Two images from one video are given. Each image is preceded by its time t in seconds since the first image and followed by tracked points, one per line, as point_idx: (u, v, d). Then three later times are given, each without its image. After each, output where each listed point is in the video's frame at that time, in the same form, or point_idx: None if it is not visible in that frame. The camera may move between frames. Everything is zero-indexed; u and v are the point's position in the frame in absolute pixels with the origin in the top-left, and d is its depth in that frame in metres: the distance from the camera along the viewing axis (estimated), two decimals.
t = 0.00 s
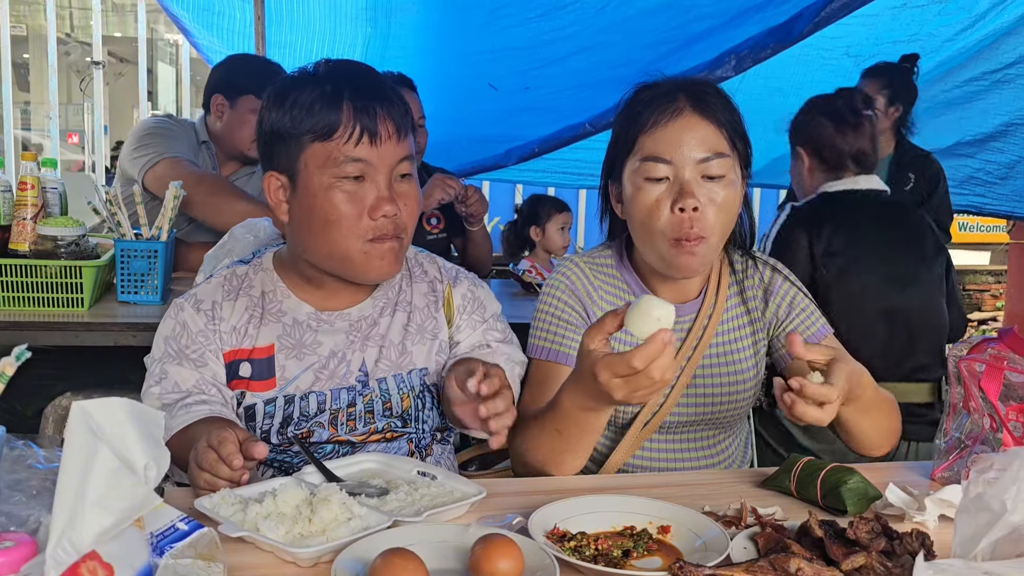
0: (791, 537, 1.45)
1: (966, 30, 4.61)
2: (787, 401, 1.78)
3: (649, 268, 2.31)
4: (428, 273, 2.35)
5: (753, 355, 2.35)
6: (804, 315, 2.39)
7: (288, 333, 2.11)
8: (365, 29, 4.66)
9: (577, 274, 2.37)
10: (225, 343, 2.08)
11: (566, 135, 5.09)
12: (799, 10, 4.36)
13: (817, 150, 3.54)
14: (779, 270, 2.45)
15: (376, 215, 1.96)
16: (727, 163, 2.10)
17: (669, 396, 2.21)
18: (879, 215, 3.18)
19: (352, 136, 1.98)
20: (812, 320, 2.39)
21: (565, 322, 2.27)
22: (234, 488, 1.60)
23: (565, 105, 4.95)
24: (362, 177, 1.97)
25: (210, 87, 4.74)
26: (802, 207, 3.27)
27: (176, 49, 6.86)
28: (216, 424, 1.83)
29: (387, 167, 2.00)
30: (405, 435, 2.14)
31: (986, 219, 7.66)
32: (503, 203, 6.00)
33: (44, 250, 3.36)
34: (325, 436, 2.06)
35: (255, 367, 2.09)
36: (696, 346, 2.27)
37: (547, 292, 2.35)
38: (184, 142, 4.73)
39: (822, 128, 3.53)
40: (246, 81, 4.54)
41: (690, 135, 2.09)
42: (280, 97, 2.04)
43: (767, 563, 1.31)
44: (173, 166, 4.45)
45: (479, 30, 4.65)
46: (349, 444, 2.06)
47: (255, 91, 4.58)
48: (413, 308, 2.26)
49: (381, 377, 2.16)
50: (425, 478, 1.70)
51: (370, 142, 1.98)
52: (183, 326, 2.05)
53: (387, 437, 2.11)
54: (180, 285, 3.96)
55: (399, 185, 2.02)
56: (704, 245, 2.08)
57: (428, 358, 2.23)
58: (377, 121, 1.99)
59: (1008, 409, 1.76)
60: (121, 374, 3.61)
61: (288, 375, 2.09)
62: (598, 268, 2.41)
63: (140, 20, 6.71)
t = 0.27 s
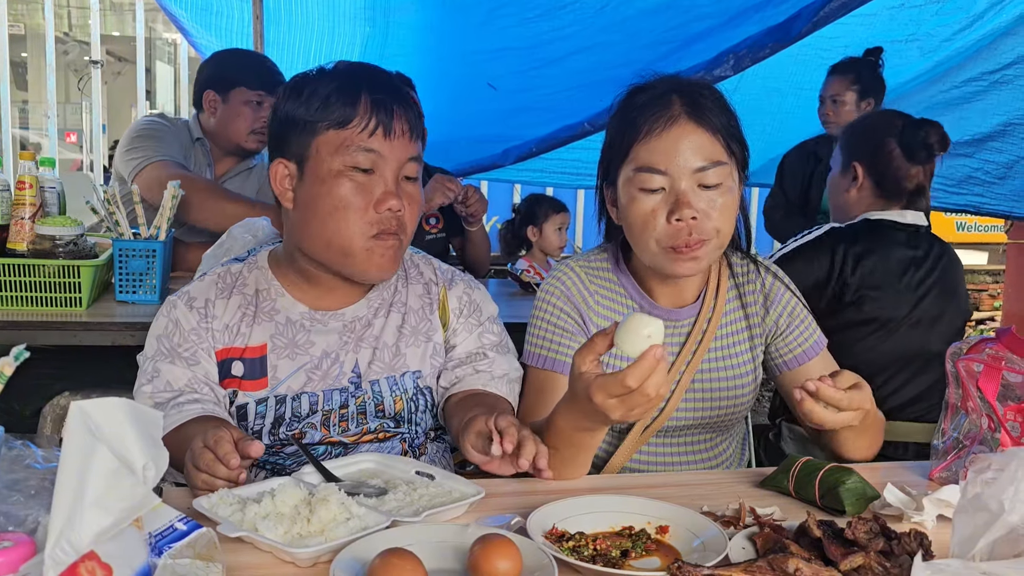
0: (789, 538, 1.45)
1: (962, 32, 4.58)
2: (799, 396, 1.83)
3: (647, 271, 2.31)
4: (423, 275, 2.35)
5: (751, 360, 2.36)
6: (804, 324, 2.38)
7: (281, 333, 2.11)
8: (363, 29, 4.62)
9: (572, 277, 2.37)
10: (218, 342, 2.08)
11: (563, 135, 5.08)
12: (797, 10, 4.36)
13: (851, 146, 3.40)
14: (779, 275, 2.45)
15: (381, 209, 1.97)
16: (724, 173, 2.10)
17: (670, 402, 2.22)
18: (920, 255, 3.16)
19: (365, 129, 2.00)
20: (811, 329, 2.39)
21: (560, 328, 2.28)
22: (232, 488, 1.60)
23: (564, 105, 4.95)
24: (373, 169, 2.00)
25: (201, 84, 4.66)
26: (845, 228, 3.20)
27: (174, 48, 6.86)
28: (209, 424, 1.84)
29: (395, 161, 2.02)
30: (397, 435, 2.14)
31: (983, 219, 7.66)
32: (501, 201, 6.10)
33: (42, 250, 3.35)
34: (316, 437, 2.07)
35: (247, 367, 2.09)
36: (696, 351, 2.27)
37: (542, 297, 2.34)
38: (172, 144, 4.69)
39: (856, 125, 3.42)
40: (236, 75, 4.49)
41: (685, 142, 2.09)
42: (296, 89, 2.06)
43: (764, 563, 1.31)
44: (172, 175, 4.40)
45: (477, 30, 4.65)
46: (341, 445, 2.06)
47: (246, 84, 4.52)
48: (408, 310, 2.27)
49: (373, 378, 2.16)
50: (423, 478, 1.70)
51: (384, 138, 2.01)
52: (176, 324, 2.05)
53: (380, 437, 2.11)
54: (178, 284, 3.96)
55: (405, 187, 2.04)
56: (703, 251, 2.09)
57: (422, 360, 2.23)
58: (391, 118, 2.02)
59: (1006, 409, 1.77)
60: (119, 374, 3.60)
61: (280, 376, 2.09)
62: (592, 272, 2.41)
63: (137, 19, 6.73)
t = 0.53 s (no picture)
0: (788, 537, 1.45)
1: (958, 33, 4.58)
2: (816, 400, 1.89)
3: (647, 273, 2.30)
4: (424, 273, 2.35)
5: (753, 363, 2.36)
6: (807, 332, 2.37)
7: (278, 333, 2.11)
8: (362, 28, 4.55)
9: (572, 277, 2.38)
10: (214, 340, 2.08)
11: (562, 134, 5.08)
12: (795, 10, 4.38)
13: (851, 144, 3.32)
14: (784, 281, 2.44)
15: (391, 214, 1.97)
16: (728, 179, 2.10)
17: (670, 403, 2.22)
18: (919, 259, 3.13)
19: (386, 133, 2.01)
20: (814, 336, 2.38)
21: (559, 327, 2.28)
22: (230, 486, 1.59)
23: (563, 104, 4.96)
24: (388, 173, 1.99)
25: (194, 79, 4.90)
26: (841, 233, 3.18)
27: (172, 48, 6.93)
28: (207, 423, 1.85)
29: (410, 167, 2.02)
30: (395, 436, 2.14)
31: (981, 220, 7.68)
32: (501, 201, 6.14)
33: (40, 248, 3.35)
34: (313, 437, 2.07)
35: (244, 367, 2.09)
36: (696, 354, 2.28)
37: (543, 296, 2.34)
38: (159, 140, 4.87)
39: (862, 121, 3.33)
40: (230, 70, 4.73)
41: (691, 147, 2.09)
42: (321, 83, 2.06)
43: (763, 562, 1.31)
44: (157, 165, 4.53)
45: (475, 30, 4.64)
46: (337, 447, 2.06)
47: (237, 78, 4.76)
48: (407, 309, 2.26)
49: (371, 379, 2.16)
50: (421, 478, 1.69)
51: (403, 144, 2.02)
52: (172, 322, 2.05)
53: (378, 439, 2.11)
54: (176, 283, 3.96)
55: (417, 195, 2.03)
56: (703, 258, 2.09)
57: (421, 360, 2.22)
58: (410, 126, 2.03)
59: (1004, 409, 1.78)
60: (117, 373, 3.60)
61: (278, 376, 2.09)
62: (593, 272, 2.41)
63: (137, 17, 6.79)
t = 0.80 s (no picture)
0: (786, 539, 1.45)
1: (956, 34, 4.57)
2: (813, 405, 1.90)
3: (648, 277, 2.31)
4: (426, 273, 2.36)
5: (752, 366, 2.36)
6: (805, 334, 2.38)
7: (279, 336, 2.11)
8: (361, 30, 4.55)
9: (571, 277, 2.38)
10: (212, 342, 2.08)
11: (561, 136, 5.09)
12: (793, 12, 4.37)
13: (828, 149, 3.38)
14: (783, 283, 2.44)
15: (395, 222, 1.96)
16: (734, 189, 2.10)
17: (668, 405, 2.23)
18: (881, 254, 3.17)
19: (393, 139, 1.99)
20: (812, 339, 2.39)
21: (558, 328, 2.29)
22: (229, 487, 1.59)
23: (561, 105, 4.96)
24: (392, 180, 1.98)
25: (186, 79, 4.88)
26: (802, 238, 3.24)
27: (169, 48, 6.95)
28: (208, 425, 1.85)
29: (413, 176, 2.01)
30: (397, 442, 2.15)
31: (978, 222, 7.69)
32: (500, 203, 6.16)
33: (39, 249, 3.35)
34: (313, 440, 2.07)
35: (244, 370, 2.08)
36: (695, 356, 2.28)
37: (541, 296, 2.35)
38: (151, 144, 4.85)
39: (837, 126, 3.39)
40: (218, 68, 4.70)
41: (698, 155, 2.09)
42: (327, 86, 2.06)
43: (761, 564, 1.31)
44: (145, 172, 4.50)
45: (472, 32, 4.64)
46: (337, 453, 2.05)
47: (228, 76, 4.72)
48: (409, 311, 2.26)
49: (374, 382, 2.16)
50: (420, 479, 1.69)
51: (411, 152, 2.01)
52: (170, 322, 2.04)
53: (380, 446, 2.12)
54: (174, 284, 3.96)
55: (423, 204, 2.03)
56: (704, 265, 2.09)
57: (424, 362, 2.23)
58: (417, 131, 2.02)
59: (1001, 411, 1.78)
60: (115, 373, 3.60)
61: (279, 379, 2.10)
62: (593, 273, 2.41)
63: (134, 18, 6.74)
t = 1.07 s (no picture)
0: (785, 540, 1.45)
1: (954, 37, 4.58)
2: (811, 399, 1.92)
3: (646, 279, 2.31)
4: (426, 274, 2.35)
5: (750, 368, 2.36)
6: (804, 335, 2.38)
7: (278, 337, 2.11)
8: (359, 31, 4.55)
9: (570, 278, 2.38)
10: (210, 342, 2.08)
11: (559, 137, 5.09)
12: (791, 14, 4.37)
13: (799, 147, 3.38)
14: (782, 284, 2.45)
15: (394, 229, 1.96)
16: (733, 194, 2.10)
17: (665, 406, 2.23)
18: (860, 247, 3.19)
19: (393, 145, 1.99)
20: (810, 340, 2.39)
21: (556, 330, 2.29)
22: (227, 488, 1.59)
23: (559, 105, 4.97)
24: (392, 187, 1.98)
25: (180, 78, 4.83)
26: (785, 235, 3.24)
27: (168, 49, 6.96)
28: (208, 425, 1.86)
29: (412, 184, 2.00)
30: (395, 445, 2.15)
31: (976, 223, 7.69)
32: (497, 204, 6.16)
33: (37, 249, 3.34)
34: (310, 443, 2.07)
35: (242, 371, 2.08)
36: (693, 358, 2.28)
37: (539, 297, 2.35)
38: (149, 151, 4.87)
39: (808, 123, 3.38)
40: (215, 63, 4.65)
41: (697, 158, 2.09)
42: (327, 89, 2.05)
43: (760, 564, 1.31)
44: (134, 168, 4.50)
45: (471, 32, 4.64)
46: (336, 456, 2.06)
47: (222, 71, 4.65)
48: (408, 314, 2.26)
49: (373, 386, 2.16)
50: (418, 480, 1.70)
51: (411, 157, 2.00)
52: (167, 321, 2.04)
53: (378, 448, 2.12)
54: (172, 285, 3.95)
55: (424, 210, 2.02)
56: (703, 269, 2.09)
57: (423, 365, 2.23)
58: (418, 136, 2.01)
59: (999, 413, 1.78)
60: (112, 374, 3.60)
61: (277, 381, 2.10)
62: (593, 274, 2.41)
63: (132, 18, 6.69)
